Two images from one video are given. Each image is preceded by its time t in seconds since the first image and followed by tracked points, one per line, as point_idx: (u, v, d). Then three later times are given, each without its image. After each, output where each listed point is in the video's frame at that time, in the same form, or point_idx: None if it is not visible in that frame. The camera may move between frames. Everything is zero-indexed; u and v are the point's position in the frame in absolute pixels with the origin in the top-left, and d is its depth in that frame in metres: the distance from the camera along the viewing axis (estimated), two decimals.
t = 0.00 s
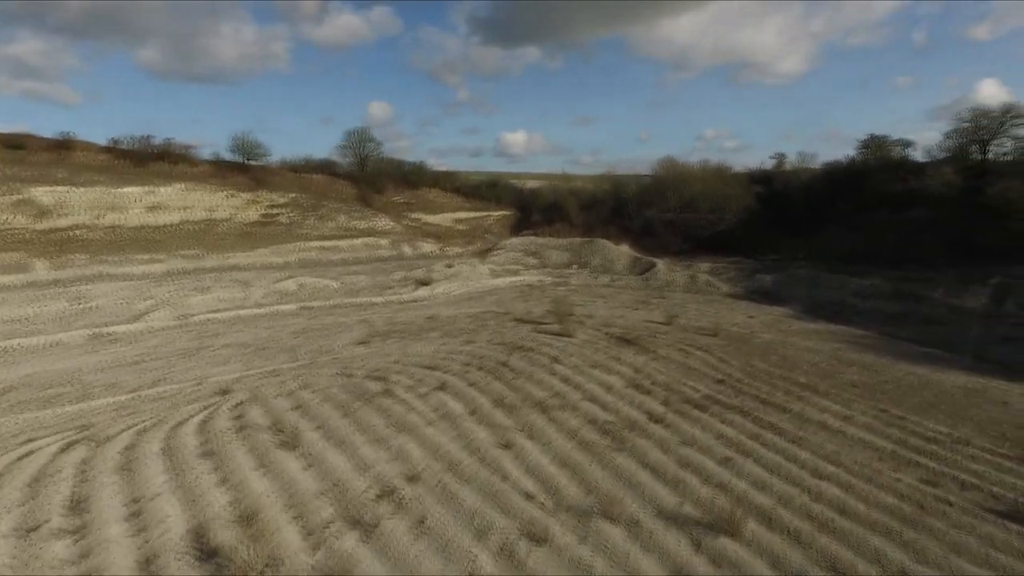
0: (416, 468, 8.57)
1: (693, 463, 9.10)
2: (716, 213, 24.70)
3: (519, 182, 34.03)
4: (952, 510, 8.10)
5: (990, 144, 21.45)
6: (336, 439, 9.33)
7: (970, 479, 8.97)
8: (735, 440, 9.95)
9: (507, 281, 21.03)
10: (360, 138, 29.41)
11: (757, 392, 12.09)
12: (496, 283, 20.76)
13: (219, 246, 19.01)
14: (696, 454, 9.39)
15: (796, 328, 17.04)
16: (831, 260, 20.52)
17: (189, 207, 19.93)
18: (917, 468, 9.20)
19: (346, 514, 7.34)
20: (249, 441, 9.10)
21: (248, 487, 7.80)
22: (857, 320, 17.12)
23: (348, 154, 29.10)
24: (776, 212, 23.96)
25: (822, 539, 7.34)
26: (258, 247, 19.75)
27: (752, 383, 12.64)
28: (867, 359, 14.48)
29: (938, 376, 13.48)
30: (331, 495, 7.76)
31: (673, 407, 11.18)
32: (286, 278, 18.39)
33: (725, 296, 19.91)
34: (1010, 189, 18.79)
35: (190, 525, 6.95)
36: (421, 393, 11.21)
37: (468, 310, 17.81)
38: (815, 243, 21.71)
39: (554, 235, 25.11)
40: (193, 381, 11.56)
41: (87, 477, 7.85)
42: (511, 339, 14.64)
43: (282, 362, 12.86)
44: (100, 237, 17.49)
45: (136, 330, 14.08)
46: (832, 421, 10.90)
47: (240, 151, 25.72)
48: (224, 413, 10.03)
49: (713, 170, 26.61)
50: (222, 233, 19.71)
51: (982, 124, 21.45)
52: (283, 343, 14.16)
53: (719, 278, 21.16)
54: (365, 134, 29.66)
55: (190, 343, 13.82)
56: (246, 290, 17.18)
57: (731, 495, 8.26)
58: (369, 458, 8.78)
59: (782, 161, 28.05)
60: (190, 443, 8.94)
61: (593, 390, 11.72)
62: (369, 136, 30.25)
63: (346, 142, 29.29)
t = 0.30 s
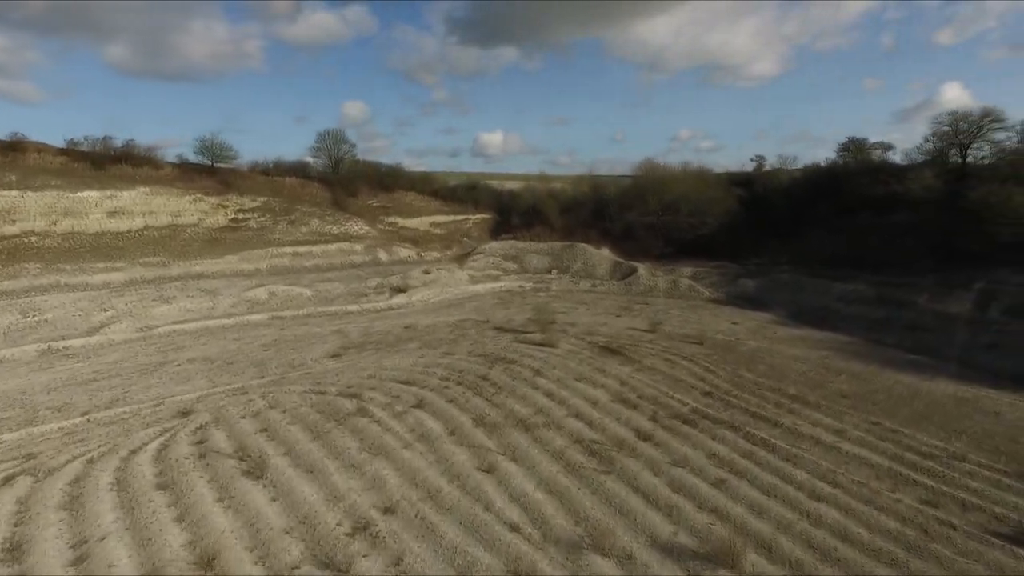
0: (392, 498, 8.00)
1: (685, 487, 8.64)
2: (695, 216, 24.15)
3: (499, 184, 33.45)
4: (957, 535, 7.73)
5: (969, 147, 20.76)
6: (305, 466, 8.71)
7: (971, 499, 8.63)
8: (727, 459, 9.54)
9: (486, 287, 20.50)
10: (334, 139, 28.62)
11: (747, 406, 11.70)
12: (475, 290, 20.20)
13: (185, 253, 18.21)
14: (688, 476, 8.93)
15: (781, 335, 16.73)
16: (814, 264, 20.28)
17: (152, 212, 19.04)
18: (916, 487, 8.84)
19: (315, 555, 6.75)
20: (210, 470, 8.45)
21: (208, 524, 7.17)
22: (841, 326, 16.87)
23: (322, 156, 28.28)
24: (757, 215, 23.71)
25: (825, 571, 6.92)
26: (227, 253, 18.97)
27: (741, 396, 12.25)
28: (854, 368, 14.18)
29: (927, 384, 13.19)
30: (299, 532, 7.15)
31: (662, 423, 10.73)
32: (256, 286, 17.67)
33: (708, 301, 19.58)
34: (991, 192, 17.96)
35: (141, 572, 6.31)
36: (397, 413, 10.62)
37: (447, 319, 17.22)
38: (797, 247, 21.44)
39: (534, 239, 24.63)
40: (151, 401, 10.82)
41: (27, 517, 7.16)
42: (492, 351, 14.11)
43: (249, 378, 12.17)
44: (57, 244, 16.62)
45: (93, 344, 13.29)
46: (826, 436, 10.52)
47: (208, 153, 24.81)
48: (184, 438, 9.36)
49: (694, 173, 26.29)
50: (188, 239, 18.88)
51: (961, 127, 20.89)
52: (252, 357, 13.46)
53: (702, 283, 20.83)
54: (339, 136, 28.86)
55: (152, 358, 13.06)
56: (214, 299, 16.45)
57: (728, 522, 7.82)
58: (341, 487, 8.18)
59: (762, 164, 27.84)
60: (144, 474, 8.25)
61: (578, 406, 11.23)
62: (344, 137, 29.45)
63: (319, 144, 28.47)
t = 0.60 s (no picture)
0: (373, 532, 7.44)
1: (685, 514, 8.18)
2: (683, 221, 23.86)
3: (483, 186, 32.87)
4: (972, 566, 7.34)
5: (958, 150, 20.33)
6: (280, 496, 8.12)
7: (983, 523, 8.25)
8: (727, 482, 9.09)
9: (471, 294, 19.95)
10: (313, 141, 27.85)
11: (744, 421, 11.26)
12: (460, 297, 19.65)
13: (156, 260, 17.50)
14: (688, 501, 8.47)
15: (773, 343, 16.36)
16: (803, 269, 19.95)
17: (121, 217, 18.32)
18: (925, 510, 8.45)
19: None
20: (175, 501, 7.83)
21: (170, 568, 6.57)
22: (834, 334, 16.53)
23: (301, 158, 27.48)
24: (746, 219, 23.36)
25: None
26: (200, 260, 18.26)
27: (736, 410, 11.82)
28: (850, 379, 13.81)
29: (925, 395, 12.83)
30: None
31: (657, 442, 10.26)
32: (231, 295, 17.00)
33: (697, 308, 19.18)
34: (982, 198, 17.71)
35: None
36: (378, 434, 10.04)
37: (431, 328, 16.67)
38: (787, 251, 21.09)
39: (519, 244, 24.12)
40: (114, 423, 10.15)
41: None
42: (477, 364, 13.57)
43: (221, 396, 11.53)
44: (18, 253, 15.86)
45: (54, 360, 12.59)
46: (827, 454, 10.11)
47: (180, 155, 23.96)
48: (148, 466, 8.72)
49: (681, 177, 25.92)
50: (160, 246, 18.19)
51: (949, 130, 20.52)
52: (225, 372, 12.82)
53: (690, 289, 20.43)
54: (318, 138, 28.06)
55: (118, 373, 12.39)
56: (186, 309, 15.77)
57: (732, 554, 7.37)
58: (318, 521, 7.59)
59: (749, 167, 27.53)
60: (103, 508, 7.63)
61: (569, 424, 10.73)
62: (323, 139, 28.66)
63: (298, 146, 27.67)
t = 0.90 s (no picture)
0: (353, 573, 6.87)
1: (688, 546, 7.69)
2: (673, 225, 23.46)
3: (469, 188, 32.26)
4: None
5: (951, 154, 19.79)
6: (253, 532, 7.52)
7: (1000, 552, 7.84)
8: (730, 508, 8.62)
9: (457, 302, 19.38)
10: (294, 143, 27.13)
11: (743, 439, 10.80)
12: (446, 305, 19.06)
13: (128, 269, 16.82)
14: (690, 531, 7.98)
15: (768, 353, 15.94)
16: (796, 276, 19.60)
17: (90, 223, 17.64)
18: (939, 538, 8.03)
19: None
20: (137, 540, 7.21)
21: None
22: (830, 342, 16.17)
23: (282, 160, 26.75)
24: (737, 224, 23.00)
25: None
26: (174, 268, 17.57)
27: (735, 426, 11.37)
28: (849, 390, 13.42)
29: (927, 408, 12.45)
30: None
31: (655, 464, 9.77)
32: (207, 305, 16.34)
33: (689, 315, 18.76)
34: (977, 203, 17.33)
35: None
36: (360, 459, 9.45)
37: (415, 338, 16.08)
38: (779, 256, 20.74)
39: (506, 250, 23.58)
40: (75, 449, 9.48)
41: None
42: (465, 378, 13.00)
43: (193, 416, 10.90)
44: None
45: (15, 378, 11.93)
46: (832, 475, 9.67)
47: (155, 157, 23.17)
48: (110, 499, 8.08)
49: (671, 180, 25.49)
50: (132, 253, 17.50)
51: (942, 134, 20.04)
52: (198, 389, 12.16)
53: (682, 295, 19.99)
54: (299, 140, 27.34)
55: (83, 391, 11.71)
56: (158, 320, 15.10)
57: None
58: (293, 560, 7.01)
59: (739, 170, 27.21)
60: (57, 549, 6.99)
61: (562, 444, 10.21)
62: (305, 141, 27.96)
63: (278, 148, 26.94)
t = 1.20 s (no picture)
0: None
1: None
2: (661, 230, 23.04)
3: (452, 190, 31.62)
4: None
5: (940, 158, 19.50)
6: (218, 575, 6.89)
7: None
8: (732, 538, 8.14)
9: (440, 310, 18.77)
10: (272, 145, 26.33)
11: (741, 458, 10.33)
12: (428, 313, 18.45)
13: (93, 278, 16.07)
14: (692, 565, 7.49)
15: (760, 362, 15.53)
16: (786, 282, 19.27)
17: (53, 230, 16.85)
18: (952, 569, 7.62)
19: None
20: None
21: None
22: (822, 351, 15.81)
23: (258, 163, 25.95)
24: (725, 228, 22.64)
25: None
26: (142, 277, 16.82)
27: (732, 444, 10.91)
28: (845, 402, 13.03)
29: (925, 421, 12.06)
30: None
31: (650, 488, 9.27)
32: (176, 315, 15.63)
33: (678, 323, 18.32)
34: (969, 208, 17.06)
35: None
36: (337, 488, 8.84)
37: (397, 350, 15.46)
38: (768, 261, 20.40)
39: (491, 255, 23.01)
40: (24, 479, 8.78)
41: None
42: (448, 394, 12.41)
43: (157, 439, 10.22)
44: None
45: None
46: (836, 497, 9.21)
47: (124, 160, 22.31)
48: (60, 539, 7.40)
49: (657, 183, 25.07)
50: (97, 261, 16.75)
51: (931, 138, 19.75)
52: (164, 408, 11.47)
53: (670, 302, 19.54)
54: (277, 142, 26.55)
55: (39, 413, 10.99)
56: (124, 333, 14.38)
57: None
58: None
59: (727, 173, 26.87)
60: None
61: (552, 467, 9.67)
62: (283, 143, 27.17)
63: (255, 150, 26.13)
